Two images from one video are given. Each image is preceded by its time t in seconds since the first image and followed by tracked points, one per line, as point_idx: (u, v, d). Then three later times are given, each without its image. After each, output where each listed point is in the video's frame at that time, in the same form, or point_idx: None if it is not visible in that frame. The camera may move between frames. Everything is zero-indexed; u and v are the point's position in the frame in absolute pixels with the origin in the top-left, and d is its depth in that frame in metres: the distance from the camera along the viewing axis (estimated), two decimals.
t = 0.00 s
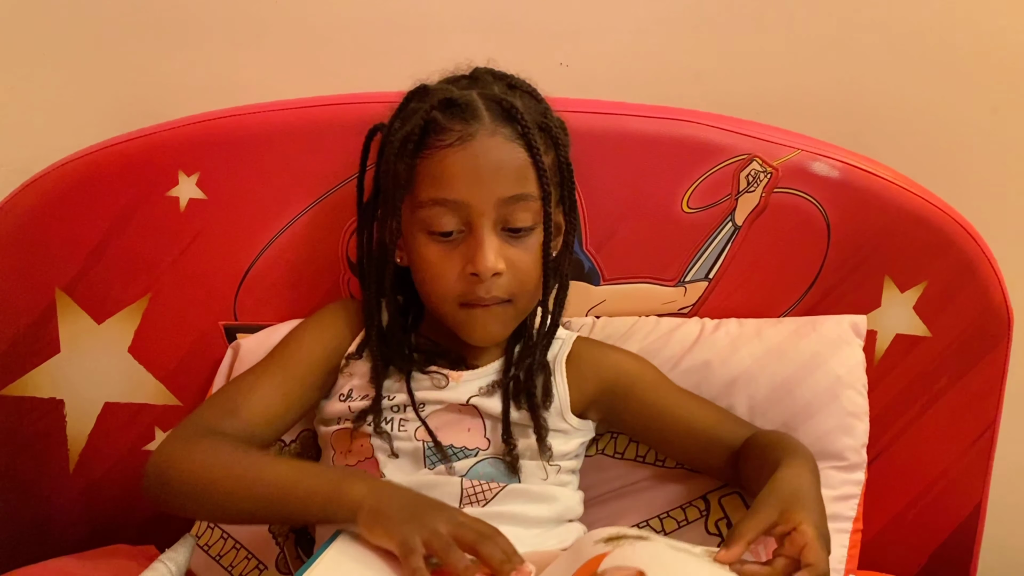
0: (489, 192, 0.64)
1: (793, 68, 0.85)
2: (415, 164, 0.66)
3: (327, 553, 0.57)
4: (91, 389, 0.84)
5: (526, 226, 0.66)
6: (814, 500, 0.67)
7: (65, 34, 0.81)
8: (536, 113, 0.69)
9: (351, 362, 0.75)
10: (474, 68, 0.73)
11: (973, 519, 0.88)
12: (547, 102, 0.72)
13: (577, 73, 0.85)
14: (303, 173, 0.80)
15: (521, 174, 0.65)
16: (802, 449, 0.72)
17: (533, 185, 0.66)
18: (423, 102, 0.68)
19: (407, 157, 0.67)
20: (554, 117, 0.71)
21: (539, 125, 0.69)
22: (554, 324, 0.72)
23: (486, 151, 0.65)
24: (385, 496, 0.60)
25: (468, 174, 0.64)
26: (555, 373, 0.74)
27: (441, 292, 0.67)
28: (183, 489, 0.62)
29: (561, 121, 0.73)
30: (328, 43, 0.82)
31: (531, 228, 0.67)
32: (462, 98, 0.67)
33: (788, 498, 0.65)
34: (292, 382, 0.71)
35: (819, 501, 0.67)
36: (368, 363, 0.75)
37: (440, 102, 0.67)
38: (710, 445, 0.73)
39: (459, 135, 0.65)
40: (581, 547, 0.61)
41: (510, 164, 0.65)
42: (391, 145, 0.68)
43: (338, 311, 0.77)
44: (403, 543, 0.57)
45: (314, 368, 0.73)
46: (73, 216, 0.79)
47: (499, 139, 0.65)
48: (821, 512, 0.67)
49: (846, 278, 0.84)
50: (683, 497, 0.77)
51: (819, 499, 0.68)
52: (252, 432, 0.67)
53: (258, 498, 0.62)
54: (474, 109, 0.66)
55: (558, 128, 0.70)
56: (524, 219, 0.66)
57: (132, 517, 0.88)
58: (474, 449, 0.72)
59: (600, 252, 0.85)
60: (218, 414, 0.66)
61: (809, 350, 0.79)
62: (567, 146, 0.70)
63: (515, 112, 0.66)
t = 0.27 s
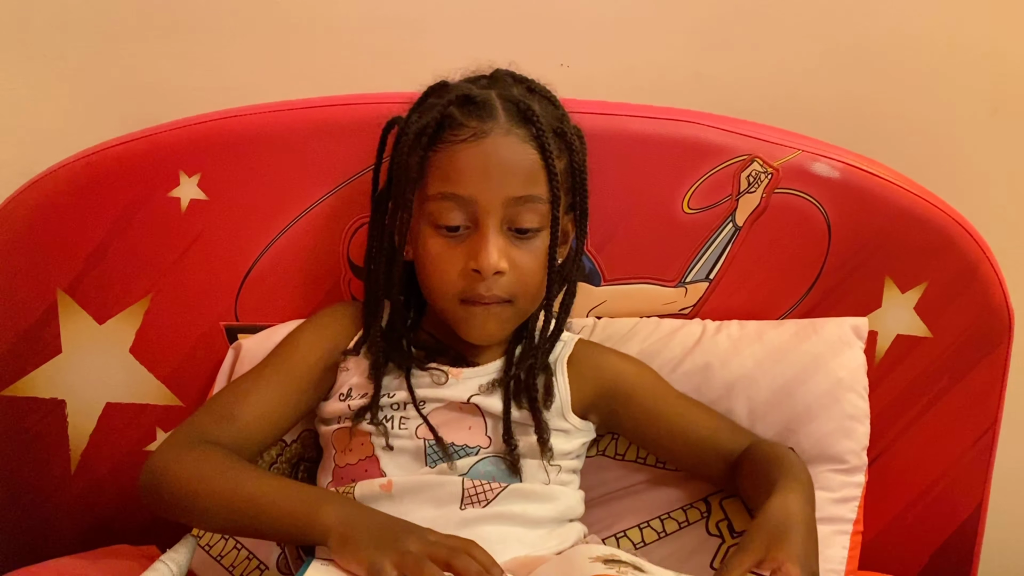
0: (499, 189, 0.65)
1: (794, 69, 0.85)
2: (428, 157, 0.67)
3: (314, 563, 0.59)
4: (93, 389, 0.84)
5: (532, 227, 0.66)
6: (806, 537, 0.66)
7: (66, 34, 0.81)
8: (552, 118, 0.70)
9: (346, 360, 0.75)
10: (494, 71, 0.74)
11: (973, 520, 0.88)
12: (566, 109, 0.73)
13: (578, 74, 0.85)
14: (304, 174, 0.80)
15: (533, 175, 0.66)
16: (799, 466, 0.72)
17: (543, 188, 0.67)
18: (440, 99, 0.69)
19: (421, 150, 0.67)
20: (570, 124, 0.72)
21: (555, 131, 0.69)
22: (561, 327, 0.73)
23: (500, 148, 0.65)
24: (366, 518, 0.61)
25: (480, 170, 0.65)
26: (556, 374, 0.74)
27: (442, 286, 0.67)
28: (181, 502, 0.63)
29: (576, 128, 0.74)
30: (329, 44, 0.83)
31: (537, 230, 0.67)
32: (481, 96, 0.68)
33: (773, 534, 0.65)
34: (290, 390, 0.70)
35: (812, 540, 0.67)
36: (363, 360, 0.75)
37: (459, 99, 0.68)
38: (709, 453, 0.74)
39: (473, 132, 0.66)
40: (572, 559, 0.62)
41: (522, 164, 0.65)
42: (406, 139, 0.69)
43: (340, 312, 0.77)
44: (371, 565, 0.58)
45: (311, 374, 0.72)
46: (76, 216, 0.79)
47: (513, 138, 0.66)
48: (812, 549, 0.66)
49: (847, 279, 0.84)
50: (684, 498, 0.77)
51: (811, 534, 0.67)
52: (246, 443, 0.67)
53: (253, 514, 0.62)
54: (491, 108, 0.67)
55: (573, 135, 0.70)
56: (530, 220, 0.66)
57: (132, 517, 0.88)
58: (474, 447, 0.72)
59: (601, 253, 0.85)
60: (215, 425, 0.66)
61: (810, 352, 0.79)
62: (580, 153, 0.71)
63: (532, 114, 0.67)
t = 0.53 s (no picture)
0: (504, 186, 0.65)
1: (797, 66, 0.85)
2: (435, 151, 0.67)
3: (320, 561, 0.58)
4: (97, 386, 0.84)
5: (535, 225, 0.66)
6: (817, 538, 0.66)
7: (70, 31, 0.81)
8: (560, 116, 0.70)
9: (350, 356, 0.75)
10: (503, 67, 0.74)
11: (977, 517, 0.88)
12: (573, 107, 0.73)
13: (581, 71, 0.85)
14: (307, 170, 0.80)
15: (539, 173, 0.66)
16: (805, 468, 0.72)
17: (548, 186, 0.67)
18: (450, 92, 0.69)
19: (428, 144, 0.67)
20: (578, 123, 0.72)
21: (562, 129, 0.69)
22: (564, 325, 0.74)
23: (508, 144, 0.65)
24: (368, 516, 0.60)
25: (487, 166, 0.65)
26: (560, 370, 0.75)
27: (444, 280, 0.67)
28: (189, 505, 0.63)
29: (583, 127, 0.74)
30: (332, 41, 0.83)
31: (541, 228, 0.67)
32: (490, 91, 0.67)
33: (785, 537, 0.65)
34: (294, 391, 0.71)
35: (823, 543, 0.67)
36: (366, 356, 0.75)
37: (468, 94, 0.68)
38: (712, 453, 0.74)
39: (481, 127, 0.66)
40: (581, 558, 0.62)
41: (528, 162, 0.66)
42: (413, 131, 0.69)
43: (344, 310, 0.77)
44: (375, 566, 0.57)
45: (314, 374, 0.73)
46: (80, 213, 0.80)
47: (520, 135, 0.66)
48: (823, 550, 0.66)
49: (850, 275, 0.84)
50: (688, 495, 0.77)
51: (822, 536, 0.67)
52: (253, 444, 0.68)
53: (261, 516, 0.62)
54: (500, 103, 0.67)
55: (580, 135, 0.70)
56: (534, 218, 0.66)
57: (137, 514, 0.88)
58: (479, 441, 0.72)
59: (605, 250, 0.85)
60: (220, 428, 0.67)
61: (814, 349, 0.79)
62: (587, 153, 0.71)
63: (540, 112, 0.67)
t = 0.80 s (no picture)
0: (503, 182, 0.65)
1: (800, 62, 0.85)
2: (434, 148, 0.67)
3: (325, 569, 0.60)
4: (101, 384, 0.84)
5: (534, 222, 0.66)
6: (832, 533, 0.66)
7: (74, 29, 0.81)
8: (560, 113, 0.70)
9: (351, 354, 0.75)
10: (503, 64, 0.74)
11: (981, 515, 0.88)
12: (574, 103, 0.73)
13: (584, 68, 0.85)
14: (310, 168, 0.80)
15: (537, 169, 0.66)
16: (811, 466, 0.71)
17: (547, 182, 0.67)
18: (449, 89, 0.69)
19: (428, 140, 0.67)
20: (578, 120, 0.72)
21: (561, 126, 0.69)
22: (566, 323, 0.74)
23: (506, 140, 0.65)
24: (369, 518, 0.61)
25: (485, 162, 0.65)
26: (561, 367, 0.75)
27: (443, 277, 0.68)
28: (195, 506, 0.63)
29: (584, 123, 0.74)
30: (335, 38, 0.83)
31: (540, 224, 0.67)
32: (489, 88, 0.68)
33: (801, 534, 0.65)
34: (296, 390, 0.71)
35: (838, 537, 0.67)
36: (367, 355, 0.75)
37: (467, 90, 0.68)
38: (715, 451, 0.74)
39: (480, 124, 0.66)
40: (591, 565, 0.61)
41: (527, 158, 0.66)
42: (413, 128, 0.69)
43: (346, 307, 0.77)
44: (378, 568, 0.58)
45: (315, 372, 0.73)
46: (84, 211, 0.80)
47: (519, 132, 0.66)
48: (839, 545, 0.66)
49: (853, 273, 0.84)
50: (691, 493, 0.77)
51: (839, 534, 0.67)
52: (255, 444, 0.68)
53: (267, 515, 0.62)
54: (499, 100, 0.67)
55: (580, 131, 0.70)
56: (533, 214, 0.66)
57: (142, 510, 0.88)
58: (481, 439, 0.72)
59: (608, 247, 0.85)
60: (222, 428, 0.67)
61: (817, 347, 0.79)
62: (587, 149, 0.71)
63: (539, 108, 0.67)
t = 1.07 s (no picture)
0: (494, 179, 0.65)
1: (803, 60, 0.85)
2: (428, 146, 0.68)
3: (326, 565, 0.60)
4: (105, 382, 0.84)
5: (526, 219, 0.66)
6: (834, 530, 0.66)
7: (77, 28, 0.81)
8: (556, 110, 0.70)
9: (351, 352, 0.75)
10: (501, 62, 0.74)
11: (982, 512, 0.88)
12: (572, 100, 0.72)
13: (587, 66, 0.85)
14: (313, 166, 0.81)
15: (529, 166, 0.66)
16: (810, 461, 0.72)
17: (540, 179, 0.66)
18: (445, 87, 0.69)
19: (421, 138, 0.68)
20: (577, 117, 0.72)
21: (557, 123, 0.69)
22: (569, 321, 0.74)
23: (496, 137, 0.65)
24: (374, 512, 0.61)
25: (476, 160, 0.65)
26: (564, 363, 0.75)
27: (436, 274, 0.68)
28: (198, 501, 0.63)
29: (583, 120, 0.74)
30: (338, 37, 0.83)
31: (533, 222, 0.67)
32: (483, 87, 0.68)
33: (801, 531, 0.65)
34: (297, 387, 0.71)
35: (841, 535, 0.66)
36: (369, 352, 0.75)
37: (461, 89, 0.68)
38: (717, 447, 0.74)
39: (472, 121, 0.66)
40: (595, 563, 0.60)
41: (519, 155, 0.66)
42: (408, 127, 0.69)
43: (349, 304, 0.77)
44: (385, 562, 0.58)
45: (317, 370, 0.73)
46: (88, 210, 0.80)
47: (511, 129, 0.66)
48: (841, 542, 0.66)
49: (855, 270, 0.85)
50: (694, 490, 0.77)
51: (840, 529, 0.67)
52: (258, 440, 0.68)
53: (270, 511, 0.63)
54: (492, 98, 0.67)
55: (576, 128, 0.70)
56: (524, 212, 0.66)
57: (146, 508, 0.89)
58: (485, 436, 0.72)
59: (610, 245, 0.85)
60: (224, 424, 0.67)
61: (820, 344, 0.79)
62: (584, 146, 0.71)
63: (533, 105, 0.67)
